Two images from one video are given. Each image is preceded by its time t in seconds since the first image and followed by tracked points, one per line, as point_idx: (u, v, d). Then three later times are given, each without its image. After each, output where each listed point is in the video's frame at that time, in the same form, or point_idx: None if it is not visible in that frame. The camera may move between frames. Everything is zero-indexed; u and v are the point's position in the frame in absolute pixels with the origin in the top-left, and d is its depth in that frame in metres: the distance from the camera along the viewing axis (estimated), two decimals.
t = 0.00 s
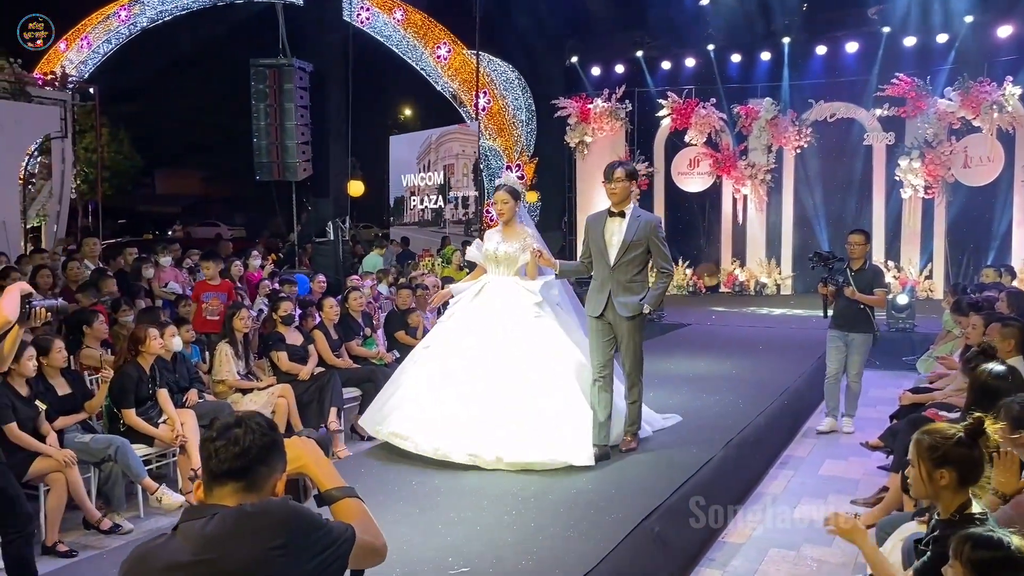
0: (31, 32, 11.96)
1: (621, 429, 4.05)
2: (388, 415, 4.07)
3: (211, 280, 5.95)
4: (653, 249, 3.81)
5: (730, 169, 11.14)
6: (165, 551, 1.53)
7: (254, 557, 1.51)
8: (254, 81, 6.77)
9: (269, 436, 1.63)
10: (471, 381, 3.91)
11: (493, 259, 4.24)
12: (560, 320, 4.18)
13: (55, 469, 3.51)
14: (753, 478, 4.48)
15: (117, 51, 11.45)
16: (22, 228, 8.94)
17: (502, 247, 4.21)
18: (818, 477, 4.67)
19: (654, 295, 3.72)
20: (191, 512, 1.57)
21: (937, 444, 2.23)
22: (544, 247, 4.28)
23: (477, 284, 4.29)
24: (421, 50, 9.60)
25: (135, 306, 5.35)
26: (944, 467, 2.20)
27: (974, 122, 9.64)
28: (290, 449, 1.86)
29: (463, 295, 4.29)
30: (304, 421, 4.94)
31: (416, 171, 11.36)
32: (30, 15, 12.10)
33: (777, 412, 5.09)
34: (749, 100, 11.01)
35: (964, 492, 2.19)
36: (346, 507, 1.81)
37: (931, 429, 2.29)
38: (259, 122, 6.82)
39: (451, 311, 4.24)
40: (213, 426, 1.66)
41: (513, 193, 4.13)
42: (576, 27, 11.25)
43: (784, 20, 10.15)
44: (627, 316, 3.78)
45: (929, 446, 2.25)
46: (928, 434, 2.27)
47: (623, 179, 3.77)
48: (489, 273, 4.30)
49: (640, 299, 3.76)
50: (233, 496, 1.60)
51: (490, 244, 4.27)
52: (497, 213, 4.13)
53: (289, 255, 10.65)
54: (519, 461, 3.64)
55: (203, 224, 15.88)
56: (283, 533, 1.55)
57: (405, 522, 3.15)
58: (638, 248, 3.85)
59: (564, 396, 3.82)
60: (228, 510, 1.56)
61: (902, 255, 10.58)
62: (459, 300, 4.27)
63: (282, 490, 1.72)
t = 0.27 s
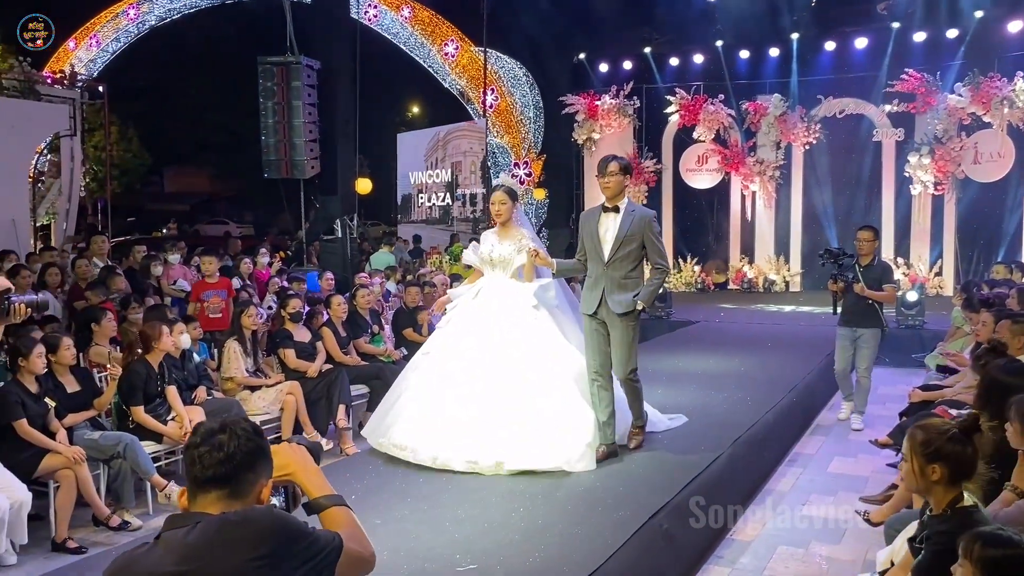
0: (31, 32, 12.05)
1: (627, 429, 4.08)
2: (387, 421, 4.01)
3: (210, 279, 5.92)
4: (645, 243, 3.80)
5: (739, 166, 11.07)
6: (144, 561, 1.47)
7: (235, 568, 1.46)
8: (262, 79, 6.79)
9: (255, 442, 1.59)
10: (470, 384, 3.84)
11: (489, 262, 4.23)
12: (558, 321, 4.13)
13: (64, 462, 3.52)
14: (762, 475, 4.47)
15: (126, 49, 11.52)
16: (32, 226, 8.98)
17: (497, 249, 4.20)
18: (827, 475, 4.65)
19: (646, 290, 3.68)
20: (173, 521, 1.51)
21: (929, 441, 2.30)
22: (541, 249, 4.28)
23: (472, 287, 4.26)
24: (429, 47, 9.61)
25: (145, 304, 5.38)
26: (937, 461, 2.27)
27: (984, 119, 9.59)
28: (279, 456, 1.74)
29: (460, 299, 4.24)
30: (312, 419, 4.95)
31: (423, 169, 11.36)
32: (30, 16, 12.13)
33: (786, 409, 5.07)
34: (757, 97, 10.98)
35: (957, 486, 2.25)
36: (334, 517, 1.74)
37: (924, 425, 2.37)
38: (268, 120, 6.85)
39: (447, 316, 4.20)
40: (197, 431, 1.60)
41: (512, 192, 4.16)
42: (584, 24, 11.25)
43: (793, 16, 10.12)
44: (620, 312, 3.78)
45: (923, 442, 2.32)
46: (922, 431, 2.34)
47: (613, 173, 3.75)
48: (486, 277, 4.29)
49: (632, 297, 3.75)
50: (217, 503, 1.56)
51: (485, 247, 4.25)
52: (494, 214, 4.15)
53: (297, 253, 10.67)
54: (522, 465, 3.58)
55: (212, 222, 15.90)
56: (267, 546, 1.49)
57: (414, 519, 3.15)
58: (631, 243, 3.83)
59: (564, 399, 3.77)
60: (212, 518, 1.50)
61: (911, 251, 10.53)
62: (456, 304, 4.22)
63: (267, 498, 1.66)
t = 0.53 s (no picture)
0: (30, 32, 12.06)
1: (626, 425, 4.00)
2: (385, 424, 4.00)
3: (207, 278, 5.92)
4: (644, 238, 3.73)
5: (746, 162, 11.05)
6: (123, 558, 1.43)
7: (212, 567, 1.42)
8: (268, 77, 6.79)
9: (239, 439, 1.55)
10: (465, 389, 3.81)
11: (477, 257, 4.10)
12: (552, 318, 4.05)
13: (72, 459, 3.55)
14: (768, 472, 4.46)
15: (132, 47, 11.55)
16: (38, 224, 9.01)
17: (486, 244, 4.05)
18: (833, 472, 4.63)
19: (647, 285, 3.59)
20: (151, 519, 1.48)
21: (911, 437, 2.31)
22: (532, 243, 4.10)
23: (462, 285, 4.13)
24: (435, 45, 9.60)
25: (151, 301, 5.40)
26: (918, 458, 2.28)
27: (993, 115, 9.53)
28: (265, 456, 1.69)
29: (449, 299, 4.15)
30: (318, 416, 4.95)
31: (429, 166, 11.36)
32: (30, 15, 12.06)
33: (792, 407, 5.06)
34: (764, 93, 10.94)
35: (940, 480, 2.27)
36: (323, 517, 1.68)
37: (907, 421, 2.37)
38: (274, 118, 6.84)
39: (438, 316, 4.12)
40: (181, 427, 1.57)
41: (502, 185, 3.96)
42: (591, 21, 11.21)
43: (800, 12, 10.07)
44: (620, 307, 3.69)
45: (905, 439, 2.32)
46: (905, 427, 2.34)
47: (609, 167, 3.65)
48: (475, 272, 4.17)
49: (632, 292, 3.65)
50: (198, 502, 1.53)
51: (473, 242, 4.10)
52: (484, 210, 3.97)
53: (304, 251, 10.68)
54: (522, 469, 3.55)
55: (219, 220, 15.92)
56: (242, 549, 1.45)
57: (419, 517, 3.15)
58: (630, 238, 3.75)
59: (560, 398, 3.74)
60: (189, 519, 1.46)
61: (919, 248, 10.49)
62: (447, 305, 4.12)
63: (251, 496, 1.62)
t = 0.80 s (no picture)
0: (31, 32, 12.02)
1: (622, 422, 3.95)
2: (375, 416, 3.94)
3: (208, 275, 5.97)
4: (643, 239, 3.64)
5: (752, 160, 10.94)
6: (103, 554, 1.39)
7: (192, 559, 1.37)
8: (273, 74, 6.79)
9: (222, 428, 1.53)
10: (454, 387, 3.72)
11: (471, 254, 4.01)
12: (547, 315, 3.93)
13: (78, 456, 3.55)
14: (774, 469, 4.45)
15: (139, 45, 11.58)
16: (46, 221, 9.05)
17: (480, 243, 3.98)
18: (839, 469, 4.62)
19: (646, 286, 3.51)
20: (134, 511, 1.44)
21: (892, 437, 2.26)
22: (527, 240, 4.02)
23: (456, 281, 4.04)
24: (440, 42, 9.60)
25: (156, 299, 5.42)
26: (898, 459, 2.23)
27: (1000, 111, 9.50)
28: (257, 447, 1.69)
29: (440, 294, 4.06)
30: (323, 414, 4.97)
31: (434, 164, 11.36)
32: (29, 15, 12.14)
33: (799, 404, 5.05)
34: (769, 90, 10.91)
35: (923, 477, 2.23)
36: (311, 508, 1.65)
37: (889, 421, 2.31)
38: (279, 116, 6.85)
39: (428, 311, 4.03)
40: (164, 418, 1.55)
41: (496, 180, 3.89)
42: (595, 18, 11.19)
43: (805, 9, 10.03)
44: (619, 309, 3.61)
45: (886, 439, 2.27)
46: (886, 427, 2.29)
47: (608, 166, 3.55)
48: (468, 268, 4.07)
49: (631, 293, 3.58)
50: (181, 494, 1.49)
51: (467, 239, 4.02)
52: (479, 205, 3.89)
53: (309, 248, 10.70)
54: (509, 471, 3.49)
55: (224, 218, 15.95)
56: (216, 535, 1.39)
57: (425, 514, 3.14)
58: (629, 238, 3.66)
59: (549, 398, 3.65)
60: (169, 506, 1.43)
61: (925, 245, 10.46)
62: (441, 301, 4.03)
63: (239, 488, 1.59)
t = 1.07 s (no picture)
0: (31, 32, 12.05)
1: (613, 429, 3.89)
2: (361, 416, 3.88)
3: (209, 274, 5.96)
4: (641, 239, 3.53)
5: (756, 158, 11.02)
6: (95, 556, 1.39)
7: (186, 559, 1.37)
8: (277, 73, 6.80)
9: (214, 425, 1.53)
10: (447, 386, 3.68)
11: (467, 254, 3.98)
12: (543, 316, 3.89)
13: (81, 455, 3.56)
14: (777, 467, 4.45)
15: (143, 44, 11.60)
16: (50, 219, 9.08)
17: (476, 242, 3.94)
18: (842, 468, 4.61)
19: (641, 287, 3.42)
20: (127, 509, 1.44)
21: (881, 441, 2.26)
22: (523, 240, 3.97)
23: (451, 278, 4.01)
24: (443, 40, 9.60)
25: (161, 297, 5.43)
26: (888, 462, 2.23)
27: (1005, 109, 9.49)
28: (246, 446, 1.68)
29: (434, 295, 4.03)
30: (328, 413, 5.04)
31: (438, 162, 11.36)
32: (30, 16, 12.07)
33: (802, 402, 5.04)
34: (773, 88, 10.89)
35: (914, 480, 2.22)
36: (305, 505, 1.64)
37: (878, 424, 2.31)
38: (283, 114, 6.86)
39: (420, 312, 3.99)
40: (158, 414, 1.54)
41: (489, 178, 3.88)
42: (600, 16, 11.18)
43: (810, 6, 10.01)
44: (613, 309, 3.51)
45: (875, 443, 2.27)
46: (875, 431, 2.29)
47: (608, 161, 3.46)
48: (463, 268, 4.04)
49: (625, 293, 3.48)
50: (174, 491, 1.49)
51: (462, 238, 3.99)
52: (472, 203, 3.89)
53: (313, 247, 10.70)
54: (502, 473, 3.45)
55: (229, 216, 15.96)
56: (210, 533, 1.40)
57: (428, 512, 3.15)
58: (627, 237, 3.56)
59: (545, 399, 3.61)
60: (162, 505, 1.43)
61: (930, 243, 10.43)
62: (436, 301, 3.99)
63: (233, 485, 1.59)
